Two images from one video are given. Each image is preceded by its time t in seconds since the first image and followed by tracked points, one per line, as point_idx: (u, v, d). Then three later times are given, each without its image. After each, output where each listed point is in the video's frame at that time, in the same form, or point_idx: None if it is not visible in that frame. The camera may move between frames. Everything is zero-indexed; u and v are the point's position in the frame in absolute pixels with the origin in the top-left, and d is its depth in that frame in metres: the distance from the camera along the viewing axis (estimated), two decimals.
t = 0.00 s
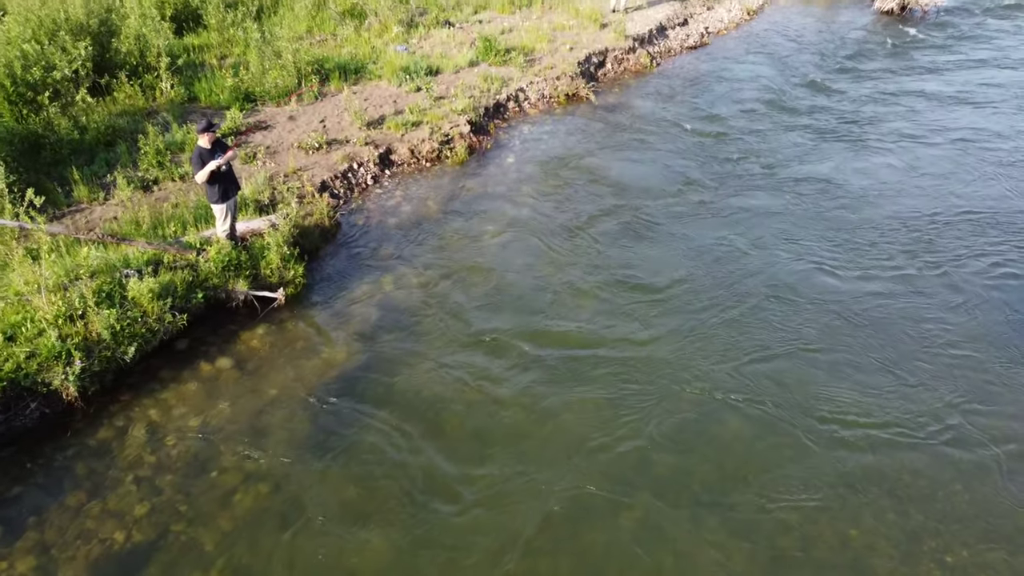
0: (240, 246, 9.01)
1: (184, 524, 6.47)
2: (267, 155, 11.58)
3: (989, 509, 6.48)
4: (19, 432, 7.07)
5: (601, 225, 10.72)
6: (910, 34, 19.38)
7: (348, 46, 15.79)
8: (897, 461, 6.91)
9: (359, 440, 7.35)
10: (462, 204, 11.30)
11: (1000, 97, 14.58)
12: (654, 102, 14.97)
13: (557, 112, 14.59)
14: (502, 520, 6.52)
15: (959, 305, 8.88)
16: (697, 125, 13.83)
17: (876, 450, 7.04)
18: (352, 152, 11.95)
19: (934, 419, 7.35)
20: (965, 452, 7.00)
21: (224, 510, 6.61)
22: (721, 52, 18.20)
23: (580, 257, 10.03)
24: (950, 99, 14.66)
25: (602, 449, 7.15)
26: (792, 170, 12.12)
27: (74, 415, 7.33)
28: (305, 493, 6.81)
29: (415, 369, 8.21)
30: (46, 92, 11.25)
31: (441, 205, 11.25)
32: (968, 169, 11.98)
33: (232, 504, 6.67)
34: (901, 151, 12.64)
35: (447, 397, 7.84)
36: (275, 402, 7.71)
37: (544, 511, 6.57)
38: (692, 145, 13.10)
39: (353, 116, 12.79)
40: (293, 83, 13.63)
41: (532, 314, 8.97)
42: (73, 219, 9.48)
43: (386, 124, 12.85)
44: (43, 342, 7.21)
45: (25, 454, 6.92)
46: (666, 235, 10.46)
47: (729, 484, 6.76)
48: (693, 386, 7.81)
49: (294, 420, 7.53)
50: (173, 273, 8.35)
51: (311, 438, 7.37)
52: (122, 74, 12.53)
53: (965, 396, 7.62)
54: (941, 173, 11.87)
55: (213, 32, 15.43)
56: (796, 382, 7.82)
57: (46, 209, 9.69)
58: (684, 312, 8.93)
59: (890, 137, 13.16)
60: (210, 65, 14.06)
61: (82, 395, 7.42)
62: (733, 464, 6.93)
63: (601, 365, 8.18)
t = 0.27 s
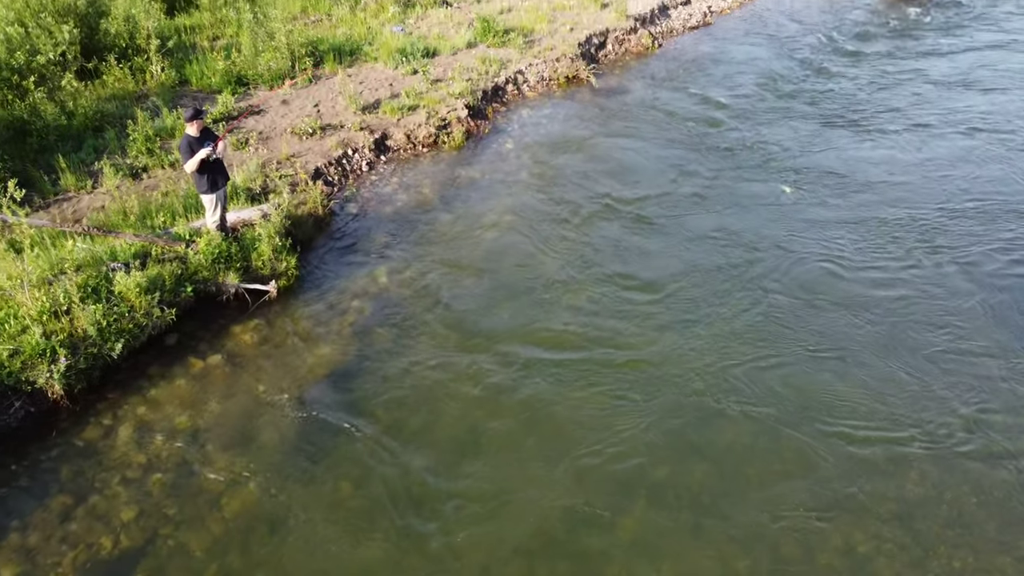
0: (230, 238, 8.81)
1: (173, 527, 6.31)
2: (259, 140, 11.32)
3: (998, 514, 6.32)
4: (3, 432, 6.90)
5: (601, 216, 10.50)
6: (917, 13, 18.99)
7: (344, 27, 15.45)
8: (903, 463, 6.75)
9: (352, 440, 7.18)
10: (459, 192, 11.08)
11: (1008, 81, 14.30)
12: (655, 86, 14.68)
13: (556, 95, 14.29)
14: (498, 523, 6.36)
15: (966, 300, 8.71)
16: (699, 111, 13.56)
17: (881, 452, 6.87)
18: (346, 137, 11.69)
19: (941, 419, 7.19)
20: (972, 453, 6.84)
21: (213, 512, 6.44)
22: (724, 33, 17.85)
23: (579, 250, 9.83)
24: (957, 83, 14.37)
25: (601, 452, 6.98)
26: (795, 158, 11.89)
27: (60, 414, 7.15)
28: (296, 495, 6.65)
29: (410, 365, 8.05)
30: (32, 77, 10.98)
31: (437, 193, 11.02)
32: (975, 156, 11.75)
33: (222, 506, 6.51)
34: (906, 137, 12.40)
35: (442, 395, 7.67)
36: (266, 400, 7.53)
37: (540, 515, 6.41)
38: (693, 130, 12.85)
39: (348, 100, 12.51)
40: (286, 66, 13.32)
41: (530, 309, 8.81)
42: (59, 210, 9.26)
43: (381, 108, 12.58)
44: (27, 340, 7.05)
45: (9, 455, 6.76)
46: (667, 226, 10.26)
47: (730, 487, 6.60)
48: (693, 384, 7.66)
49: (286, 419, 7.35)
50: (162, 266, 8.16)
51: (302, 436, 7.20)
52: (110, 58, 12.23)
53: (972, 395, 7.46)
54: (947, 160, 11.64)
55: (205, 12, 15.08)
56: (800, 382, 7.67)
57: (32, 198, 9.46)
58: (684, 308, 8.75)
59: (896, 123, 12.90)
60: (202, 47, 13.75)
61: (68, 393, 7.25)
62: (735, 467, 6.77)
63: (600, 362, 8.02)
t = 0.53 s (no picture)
0: (223, 222, 8.69)
1: (165, 517, 6.23)
2: (252, 121, 11.14)
3: (999, 505, 6.25)
4: None
5: (599, 200, 10.37)
6: None
7: (339, 4, 15.20)
8: (903, 453, 6.67)
9: (346, 427, 7.11)
10: (455, 174, 10.93)
11: (1012, 63, 14.12)
12: (655, 65, 14.47)
13: (555, 74, 14.08)
14: (494, 512, 6.28)
15: (967, 288, 8.62)
16: (700, 92, 13.37)
17: (881, 442, 6.79)
18: (341, 118, 11.52)
19: (942, 409, 7.12)
20: (973, 443, 6.76)
21: (205, 501, 6.36)
22: (725, 11, 17.60)
23: (577, 234, 9.71)
24: (961, 63, 14.18)
25: (598, 440, 6.91)
26: (796, 141, 11.75)
27: (51, 401, 7.06)
28: (290, 484, 6.56)
29: (405, 351, 7.97)
30: (19, 57, 10.79)
31: (434, 175, 10.87)
32: (977, 139, 11.62)
33: (214, 495, 6.42)
34: (908, 119, 12.25)
35: (438, 383, 7.58)
36: (259, 386, 7.43)
37: (537, 504, 6.33)
38: (693, 112, 12.68)
39: (343, 80, 12.32)
40: (280, 45, 13.11)
41: (526, 293, 8.71)
42: (48, 193, 9.11)
43: (377, 88, 12.39)
44: (16, 327, 6.95)
45: None
46: (665, 210, 10.15)
47: (729, 476, 6.52)
48: (691, 372, 7.59)
49: (279, 406, 7.26)
50: (153, 250, 8.05)
51: (296, 424, 7.11)
52: (101, 36, 12.02)
53: (973, 385, 7.38)
54: (949, 143, 11.51)
55: None
56: (799, 370, 7.58)
57: (21, 180, 9.31)
58: (683, 294, 8.66)
59: (898, 104, 12.74)
60: (195, 25, 13.51)
61: (58, 379, 7.16)
62: (733, 456, 6.69)
63: (597, 348, 7.94)
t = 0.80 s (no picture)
0: (217, 208, 8.61)
1: (159, 505, 6.19)
2: (248, 106, 11.03)
3: (998, 493, 6.22)
4: None
5: (597, 186, 10.29)
6: None
7: None
8: (901, 441, 6.65)
9: (341, 414, 7.08)
10: (452, 159, 10.84)
11: (1014, 48, 14.01)
12: (655, 49, 14.33)
13: (554, 57, 13.96)
14: (491, 500, 6.25)
15: (967, 277, 8.57)
16: (700, 76, 13.25)
17: (879, 430, 6.76)
18: (337, 103, 11.40)
19: (940, 398, 7.08)
20: (971, 432, 6.73)
21: (200, 489, 6.33)
22: None
23: (576, 220, 9.63)
24: (963, 48, 14.06)
25: (594, 427, 6.88)
26: (796, 126, 11.66)
27: (44, 389, 7.02)
28: (285, 471, 6.53)
29: (402, 338, 7.92)
30: (11, 40, 10.66)
31: (430, 160, 10.78)
32: (978, 126, 11.54)
33: (209, 482, 6.39)
34: (909, 105, 12.16)
35: (434, 370, 7.53)
36: (254, 374, 7.38)
37: (534, 492, 6.30)
38: (693, 96, 12.57)
39: (339, 64, 12.19)
40: (276, 27, 12.97)
41: (523, 280, 8.66)
42: (41, 178, 9.03)
43: (374, 72, 12.27)
44: (8, 314, 6.91)
45: None
46: (664, 196, 10.07)
47: (726, 464, 6.49)
48: (688, 360, 7.56)
49: (274, 393, 7.21)
50: (146, 236, 7.98)
51: (291, 411, 7.06)
52: (94, 19, 11.88)
53: (972, 374, 7.34)
54: (950, 130, 11.43)
55: None
56: (798, 358, 7.54)
57: (14, 165, 9.23)
58: (680, 281, 8.61)
59: (900, 90, 12.64)
60: (189, 7, 13.35)
61: (52, 366, 7.11)
62: (731, 444, 6.66)
63: (594, 335, 7.89)
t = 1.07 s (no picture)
0: (213, 206, 8.57)
1: (154, 505, 6.15)
2: (245, 104, 10.99)
3: (997, 493, 6.17)
4: None
5: (595, 185, 10.25)
6: None
7: None
8: (899, 441, 6.61)
9: (336, 413, 7.03)
10: (450, 158, 10.80)
11: (1013, 48, 13.97)
12: (654, 48, 14.29)
13: (553, 56, 13.91)
14: (487, 499, 6.21)
15: (966, 276, 8.53)
16: (699, 75, 13.21)
17: (878, 430, 6.72)
18: (335, 101, 11.36)
19: (940, 398, 7.04)
20: (971, 432, 6.69)
21: (194, 488, 6.29)
22: None
23: (573, 220, 9.59)
24: (962, 48, 14.02)
25: (592, 427, 6.83)
26: (795, 126, 11.62)
27: (38, 388, 6.98)
28: (280, 471, 6.48)
29: (398, 337, 7.88)
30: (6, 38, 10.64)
31: (428, 158, 10.74)
32: (977, 125, 11.50)
33: (203, 482, 6.34)
34: (908, 105, 12.12)
35: (431, 369, 7.49)
36: (250, 373, 7.34)
37: (531, 491, 6.26)
38: (692, 96, 12.53)
39: (337, 62, 12.14)
40: (274, 26, 12.92)
41: (520, 279, 8.62)
42: (36, 176, 8.99)
43: (371, 70, 12.22)
44: (2, 313, 6.87)
45: None
46: (662, 195, 10.03)
47: (724, 463, 6.45)
48: (686, 359, 7.51)
49: (270, 393, 7.17)
50: (142, 235, 7.94)
51: (286, 411, 7.02)
52: (91, 17, 11.84)
53: (971, 373, 7.30)
54: (950, 130, 11.39)
55: None
56: (796, 357, 7.50)
57: (9, 164, 9.19)
58: (679, 280, 8.57)
59: (899, 89, 12.60)
60: (187, 5, 13.31)
61: (46, 365, 7.07)
62: (729, 444, 6.62)
63: (591, 334, 7.85)
